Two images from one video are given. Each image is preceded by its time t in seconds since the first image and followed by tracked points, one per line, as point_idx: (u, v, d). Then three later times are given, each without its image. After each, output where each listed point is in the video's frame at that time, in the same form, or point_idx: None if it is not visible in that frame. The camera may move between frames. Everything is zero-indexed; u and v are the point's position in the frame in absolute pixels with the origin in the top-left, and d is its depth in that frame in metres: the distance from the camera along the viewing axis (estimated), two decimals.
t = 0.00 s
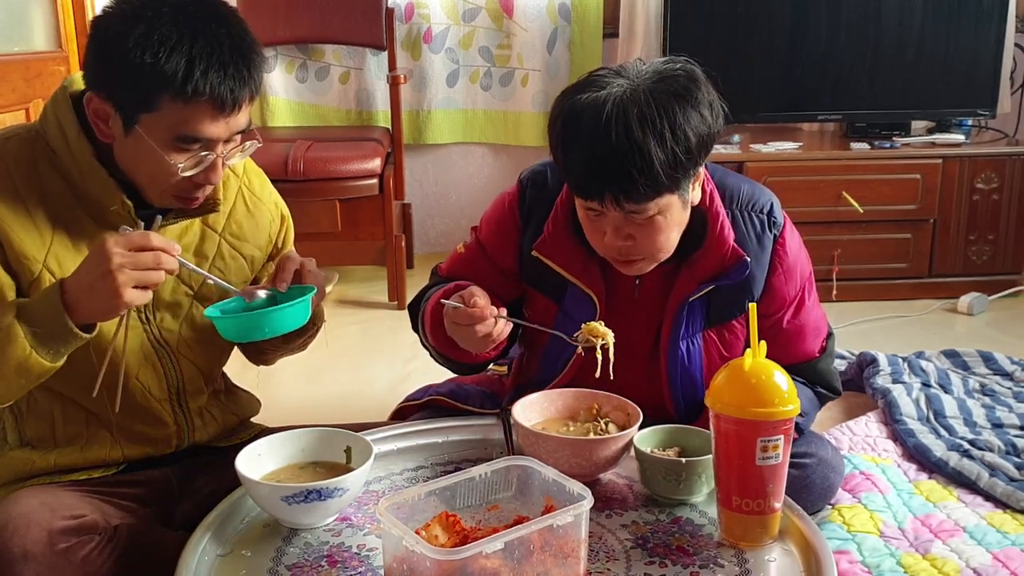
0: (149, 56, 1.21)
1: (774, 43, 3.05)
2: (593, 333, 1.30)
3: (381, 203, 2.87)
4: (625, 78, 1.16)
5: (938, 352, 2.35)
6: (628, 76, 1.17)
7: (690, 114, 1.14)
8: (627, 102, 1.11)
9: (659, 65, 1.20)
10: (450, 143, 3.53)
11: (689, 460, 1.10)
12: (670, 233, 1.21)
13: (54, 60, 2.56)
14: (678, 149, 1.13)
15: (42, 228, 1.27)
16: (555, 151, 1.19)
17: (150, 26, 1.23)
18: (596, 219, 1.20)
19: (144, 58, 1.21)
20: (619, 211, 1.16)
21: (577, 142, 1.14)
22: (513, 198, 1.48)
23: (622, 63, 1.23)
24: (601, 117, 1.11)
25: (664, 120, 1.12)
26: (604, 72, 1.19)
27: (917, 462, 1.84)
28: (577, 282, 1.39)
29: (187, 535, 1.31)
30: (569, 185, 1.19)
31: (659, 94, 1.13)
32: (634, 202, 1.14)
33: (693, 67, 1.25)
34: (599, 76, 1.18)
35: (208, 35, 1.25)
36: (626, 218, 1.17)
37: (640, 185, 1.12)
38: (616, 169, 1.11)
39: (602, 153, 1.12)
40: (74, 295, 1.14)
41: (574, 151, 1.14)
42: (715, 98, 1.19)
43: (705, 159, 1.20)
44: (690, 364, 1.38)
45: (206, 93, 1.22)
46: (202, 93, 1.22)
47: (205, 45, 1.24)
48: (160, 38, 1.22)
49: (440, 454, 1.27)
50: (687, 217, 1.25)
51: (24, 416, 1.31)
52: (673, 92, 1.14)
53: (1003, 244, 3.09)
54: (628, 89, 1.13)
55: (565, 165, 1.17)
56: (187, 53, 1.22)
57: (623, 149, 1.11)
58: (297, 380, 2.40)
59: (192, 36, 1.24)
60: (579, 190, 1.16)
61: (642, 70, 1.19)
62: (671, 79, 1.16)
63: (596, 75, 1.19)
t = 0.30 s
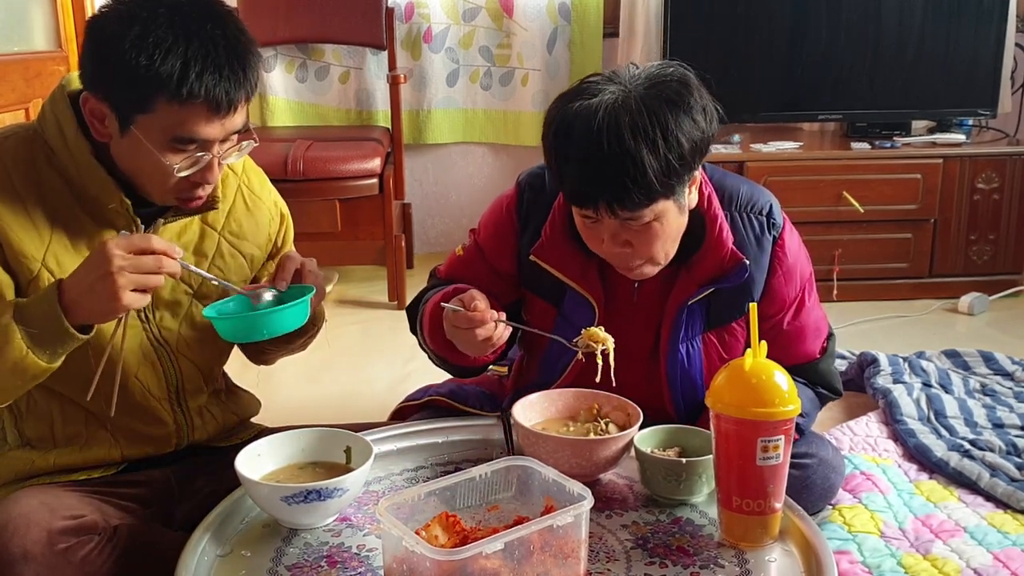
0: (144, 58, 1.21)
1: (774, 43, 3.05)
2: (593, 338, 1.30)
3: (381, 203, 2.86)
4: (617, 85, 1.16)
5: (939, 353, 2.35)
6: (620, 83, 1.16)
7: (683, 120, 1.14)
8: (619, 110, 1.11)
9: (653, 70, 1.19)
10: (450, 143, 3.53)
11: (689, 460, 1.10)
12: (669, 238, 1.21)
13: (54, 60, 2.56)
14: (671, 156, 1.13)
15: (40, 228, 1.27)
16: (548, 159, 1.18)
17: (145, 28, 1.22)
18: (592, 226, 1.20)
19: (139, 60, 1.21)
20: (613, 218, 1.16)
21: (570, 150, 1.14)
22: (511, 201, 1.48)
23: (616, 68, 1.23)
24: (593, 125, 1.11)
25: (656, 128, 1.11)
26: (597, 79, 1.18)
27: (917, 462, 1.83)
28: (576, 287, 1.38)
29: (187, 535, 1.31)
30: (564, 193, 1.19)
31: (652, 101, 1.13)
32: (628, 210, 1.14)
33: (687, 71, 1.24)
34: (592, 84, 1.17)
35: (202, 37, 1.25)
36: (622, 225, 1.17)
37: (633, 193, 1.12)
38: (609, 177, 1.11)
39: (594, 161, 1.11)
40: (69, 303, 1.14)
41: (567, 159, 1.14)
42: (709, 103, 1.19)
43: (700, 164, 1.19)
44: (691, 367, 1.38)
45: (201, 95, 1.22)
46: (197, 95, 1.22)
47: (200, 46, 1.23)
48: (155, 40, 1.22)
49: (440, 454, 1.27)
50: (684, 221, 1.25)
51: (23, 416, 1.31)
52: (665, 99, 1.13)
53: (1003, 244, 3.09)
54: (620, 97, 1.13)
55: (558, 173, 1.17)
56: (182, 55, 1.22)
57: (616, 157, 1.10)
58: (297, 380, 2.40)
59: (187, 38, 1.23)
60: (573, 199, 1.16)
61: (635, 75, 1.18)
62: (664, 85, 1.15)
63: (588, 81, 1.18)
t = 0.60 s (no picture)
0: (137, 65, 1.20)
1: (774, 43, 3.05)
2: (590, 365, 1.28)
3: (381, 203, 2.86)
4: (618, 89, 1.15)
5: (939, 353, 2.35)
6: (620, 87, 1.16)
7: (684, 125, 1.13)
8: (619, 116, 1.11)
9: (653, 74, 1.18)
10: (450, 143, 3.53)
11: (689, 460, 1.10)
12: (668, 242, 1.21)
13: (54, 60, 2.56)
14: (671, 162, 1.13)
15: (39, 226, 1.26)
16: (549, 164, 1.18)
17: (136, 35, 1.21)
18: (592, 231, 1.19)
19: (131, 66, 1.20)
20: (613, 224, 1.16)
21: (571, 156, 1.14)
22: (511, 205, 1.48)
23: (616, 71, 1.22)
24: (593, 131, 1.11)
25: (657, 134, 1.11)
26: (597, 83, 1.18)
27: (917, 462, 1.84)
28: (577, 291, 1.39)
29: (187, 535, 1.31)
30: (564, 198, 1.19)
31: (652, 106, 1.12)
32: (628, 215, 1.14)
33: (687, 74, 1.24)
34: (592, 88, 1.17)
35: (194, 42, 1.23)
36: (622, 230, 1.17)
37: (634, 199, 1.11)
38: (609, 184, 1.11)
39: (595, 168, 1.11)
40: (70, 303, 1.14)
41: (567, 165, 1.14)
42: (709, 107, 1.18)
43: (699, 169, 1.19)
44: (691, 369, 1.38)
45: (193, 102, 1.21)
46: (189, 102, 1.21)
47: (192, 53, 1.22)
48: (146, 47, 1.21)
49: (441, 454, 1.27)
50: (684, 224, 1.25)
51: (23, 415, 1.31)
52: (665, 104, 1.13)
53: (1004, 244, 3.09)
54: (620, 102, 1.12)
55: (558, 178, 1.16)
56: (174, 62, 1.21)
57: (616, 164, 1.10)
58: (297, 380, 2.40)
59: (178, 44, 1.22)
60: (573, 204, 1.16)
61: (635, 79, 1.18)
62: (664, 90, 1.15)
63: (589, 86, 1.18)
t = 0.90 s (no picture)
0: (134, 71, 1.20)
1: (774, 43, 3.05)
2: (591, 371, 1.28)
3: (381, 203, 2.86)
4: (618, 93, 1.15)
5: (938, 352, 2.35)
6: (620, 91, 1.16)
7: (684, 129, 1.14)
8: (619, 120, 1.11)
9: (652, 78, 1.19)
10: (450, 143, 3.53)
11: (689, 460, 1.10)
12: (667, 246, 1.21)
13: (54, 60, 2.56)
14: (672, 167, 1.13)
15: (37, 227, 1.27)
16: (549, 168, 1.18)
17: (133, 41, 1.21)
18: (592, 233, 1.19)
19: (128, 72, 1.20)
20: (613, 228, 1.16)
21: (571, 160, 1.14)
22: (510, 206, 1.48)
23: (615, 74, 1.23)
24: (594, 136, 1.11)
25: (657, 138, 1.11)
26: (597, 87, 1.18)
27: (917, 462, 1.84)
28: (578, 293, 1.39)
29: (188, 535, 1.31)
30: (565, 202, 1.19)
31: (652, 111, 1.12)
32: (629, 220, 1.14)
33: (686, 77, 1.24)
34: (592, 92, 1.17)
35: (191, 48, 1.23)
36: (622, 233, 1.17)
37: (634, 203, 1.12)
38: (610, 189, 1.11)
39: (596, 173, 1.12)
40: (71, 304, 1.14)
41: (569, 169, 1.14)
42: (709, 110, 1.19)
43: (700, 172, 1.19)
44: (691, 370, 1.38)
45: (189, 108, 1.22)
46: (186, 108, 1.22)
47: (189, 59, 1.23)
48: (143, 53, 1.21)
49: (441, 454, 1.27)
50: (684, 227, 1.25)
51: (23, 415, 1.31)
52: (665, 108, 1.13)
53: (1003, 244, 3.09)
54: (620, 106, 1.13)
55: (559, 182, 1.17)
56: (171, 68, 1.21)
57: (617, 169, 1.10)
58: (297, 380, 2.40)
59: (175, 50, 1.22)
60: (575, 209, 1.16)
61: (635, 83, 1.18)
62: (664, 94, 1.15)
63: (589, 89, 1.18)
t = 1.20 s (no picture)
0: (135, 71, 1.20)
1: (774, 43, 3.05)
2: (591, 364, 1.28)
3: (381, 203, 2.86)
4: (618, 95, 1.15)
5: (938, 352, 2.35)
6: (621, 93, 1.16)
7: (685, 132, 1.14)
8: (620, 123, 1.11)
9: (653, 80, 1.19)
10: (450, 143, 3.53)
11: (689, 460, 1.10)
12: (666, 248, 1.21)
13: (54, 60, 2.56)
14: (672, 170, 1.13)
15: (37, 226, 1.27)
16: (549, 169, 1.18)
17: (135, 42, 1.21)
18: (592, 235, 1.19)
19: (129, 72, 1.20)
20: (613, 230, 1.16)
21: (572, 162, 1.14)
22: (510, 207, 1.48)
23: (616, 75, 1.22)
24: (595, 138, 1.11)
25: (658, 141, 1.11)
26: (598, 88, 1.18)
27: (917, 462, 1.84)
28: (578, 294, 1.39)
29: (188, 535, 1.31)
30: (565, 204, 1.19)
31: (653, 113, 1.12)
32: (629, 222, 1.14)
33: (687, 80, 1.24)
34: (593, 93, 1.17)
35: (194, 49, 1.23)
36: (621, 235, 1.17)
37: (634, 206, 1.12)
38: (609, 191, 1.11)
39: (596, 175, 1.11)
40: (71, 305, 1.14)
41: (569, 171, 1.14)
42: (710, 113, 1.19)
43: (700, 175, 1.19)
44: (691, 371, 1.38)
45: (190, 109, 1.21)
46: (187, 109, 1.21)
47: (191, 60, 1.23)
48: (146, 54, 1.21)
49: (441, 454, 1.27)
50: (683, 229, 1.25)
51: (23, 415, 1.32)
52: (666, 110, 1.13)
53: (1003, 244, 3.09)
54: (621, 108, 1.13)
55: (559, 184, 1.17)
56: (173, 69, 1.21)
57: (618, 171, 1.10)
58: (297, 380, 2.40)
59: (177, 51, 1.22)
60: (574, 211, 1.16)
61: (635, 85, 1.18)
62: (665, 96, 1.15)
63: (589, 91, 1.18)
